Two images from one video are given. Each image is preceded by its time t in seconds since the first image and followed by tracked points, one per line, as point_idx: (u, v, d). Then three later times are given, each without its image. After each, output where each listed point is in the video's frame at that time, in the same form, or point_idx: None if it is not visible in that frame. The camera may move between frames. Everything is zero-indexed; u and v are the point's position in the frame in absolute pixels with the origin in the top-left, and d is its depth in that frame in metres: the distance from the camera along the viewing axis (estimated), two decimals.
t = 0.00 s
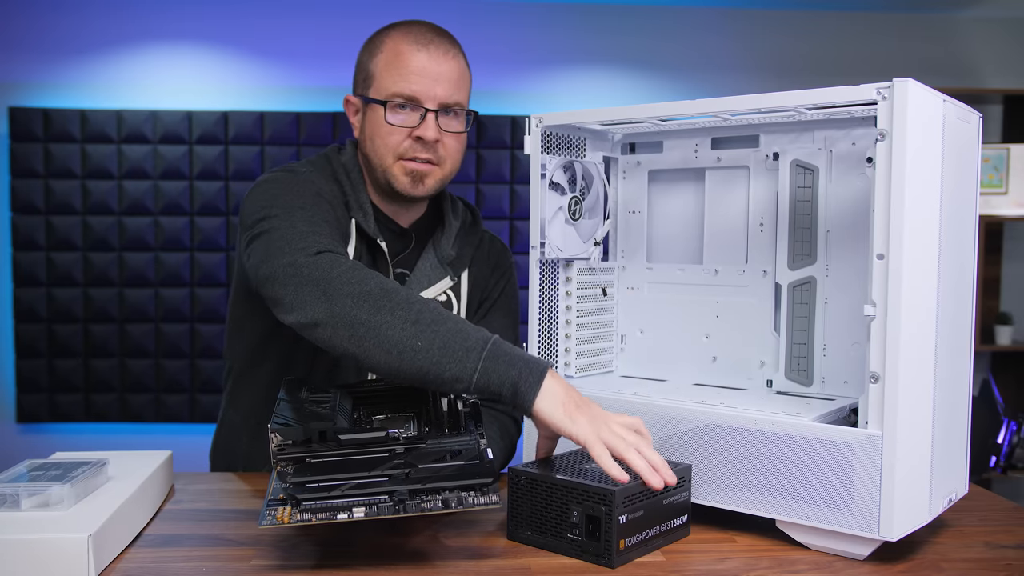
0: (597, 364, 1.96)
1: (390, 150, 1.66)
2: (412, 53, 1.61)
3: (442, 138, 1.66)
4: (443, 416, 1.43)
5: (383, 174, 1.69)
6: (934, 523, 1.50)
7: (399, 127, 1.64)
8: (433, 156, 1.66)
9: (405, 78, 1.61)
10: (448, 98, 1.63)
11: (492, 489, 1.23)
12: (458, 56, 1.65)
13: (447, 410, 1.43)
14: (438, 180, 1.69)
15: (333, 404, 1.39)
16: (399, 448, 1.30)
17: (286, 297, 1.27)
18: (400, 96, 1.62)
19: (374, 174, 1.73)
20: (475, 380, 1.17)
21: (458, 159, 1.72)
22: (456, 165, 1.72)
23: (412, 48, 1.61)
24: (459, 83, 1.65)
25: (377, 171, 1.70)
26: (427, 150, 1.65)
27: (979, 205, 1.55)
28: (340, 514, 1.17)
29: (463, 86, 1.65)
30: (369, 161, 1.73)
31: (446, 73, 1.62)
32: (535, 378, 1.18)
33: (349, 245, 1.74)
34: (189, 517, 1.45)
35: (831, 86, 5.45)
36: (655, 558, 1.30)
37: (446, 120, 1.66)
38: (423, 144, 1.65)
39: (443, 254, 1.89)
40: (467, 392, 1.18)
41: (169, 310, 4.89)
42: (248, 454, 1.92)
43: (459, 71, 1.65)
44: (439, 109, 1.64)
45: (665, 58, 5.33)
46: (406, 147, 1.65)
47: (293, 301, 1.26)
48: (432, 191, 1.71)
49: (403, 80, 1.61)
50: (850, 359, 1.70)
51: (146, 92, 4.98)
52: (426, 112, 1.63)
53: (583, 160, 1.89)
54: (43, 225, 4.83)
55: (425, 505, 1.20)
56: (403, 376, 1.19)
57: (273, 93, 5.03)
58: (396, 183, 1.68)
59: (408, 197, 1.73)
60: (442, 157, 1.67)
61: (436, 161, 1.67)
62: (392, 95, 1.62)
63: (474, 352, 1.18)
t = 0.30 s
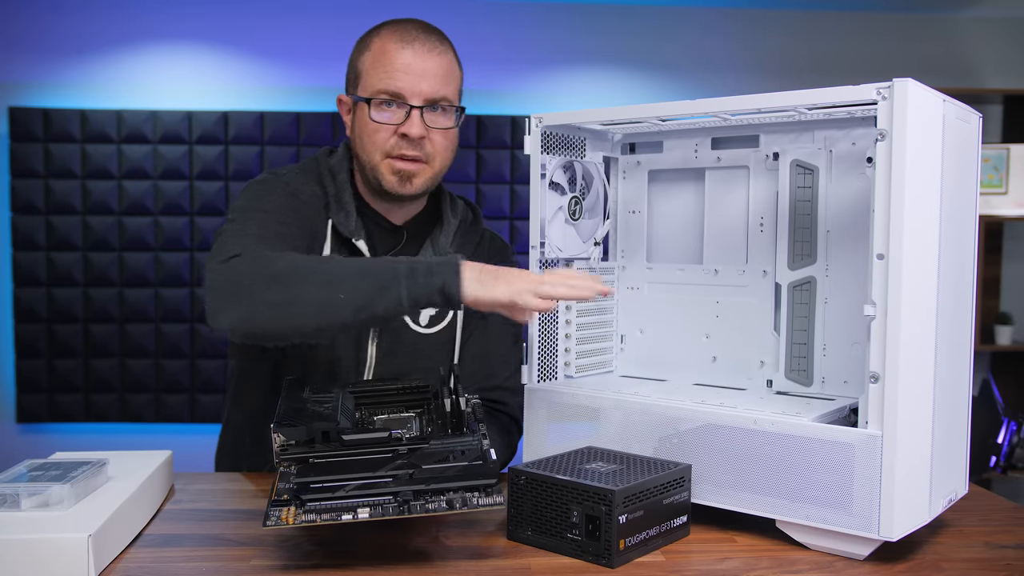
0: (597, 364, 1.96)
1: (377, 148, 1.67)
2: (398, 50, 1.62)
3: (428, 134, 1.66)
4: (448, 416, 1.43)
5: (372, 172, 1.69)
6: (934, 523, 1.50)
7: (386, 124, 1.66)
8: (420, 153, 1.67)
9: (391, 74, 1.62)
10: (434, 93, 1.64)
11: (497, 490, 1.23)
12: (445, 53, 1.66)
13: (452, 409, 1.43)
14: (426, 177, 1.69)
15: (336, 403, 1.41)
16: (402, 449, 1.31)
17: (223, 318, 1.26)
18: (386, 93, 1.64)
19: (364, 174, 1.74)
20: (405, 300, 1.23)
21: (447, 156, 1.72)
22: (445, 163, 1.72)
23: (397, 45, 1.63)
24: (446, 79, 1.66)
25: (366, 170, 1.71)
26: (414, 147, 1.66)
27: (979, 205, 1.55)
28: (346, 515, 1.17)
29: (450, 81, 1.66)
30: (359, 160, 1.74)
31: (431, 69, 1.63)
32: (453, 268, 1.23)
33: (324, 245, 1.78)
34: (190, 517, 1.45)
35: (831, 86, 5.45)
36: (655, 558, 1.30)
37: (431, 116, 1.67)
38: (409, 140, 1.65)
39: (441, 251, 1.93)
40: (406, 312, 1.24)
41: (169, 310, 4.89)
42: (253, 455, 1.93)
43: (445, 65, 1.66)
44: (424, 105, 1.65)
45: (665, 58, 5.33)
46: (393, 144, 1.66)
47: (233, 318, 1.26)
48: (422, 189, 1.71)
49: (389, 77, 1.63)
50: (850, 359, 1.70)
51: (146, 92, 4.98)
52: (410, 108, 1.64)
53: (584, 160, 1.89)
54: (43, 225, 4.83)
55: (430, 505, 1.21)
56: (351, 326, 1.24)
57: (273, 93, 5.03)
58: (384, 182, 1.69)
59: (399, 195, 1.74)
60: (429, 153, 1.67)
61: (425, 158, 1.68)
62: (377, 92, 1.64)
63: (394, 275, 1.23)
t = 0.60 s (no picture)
0: (597, 364, 1.96)
1: (350, 148, 1.79)
2: (364, 52, 1.76)
3: (398, 131, 1.78)
4: (452, 419, 1.43)
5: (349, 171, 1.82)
6: (934, 523, 1.50)
7: (356, 124, 1.78)
8: (393, 150, 1.79)
9: (357, 76, 1.76)
10: (399, 89, 1.77)
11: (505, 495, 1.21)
12: (409, 50, 1.79)
13: (456, 412, 1.43)
14: (400, 173, 1.82)
15: (339, 404, 1.42)
16: (407, 452, 1.32)
17: (146, 325, 1.46)
18: (355, 93, 1.77)
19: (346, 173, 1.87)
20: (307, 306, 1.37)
21: (421, 150, 1.84)
22: (420, 158, 1.84)
23: (364, 48, 1.76)
24: (411, 75, 1.78)
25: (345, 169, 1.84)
26: (385, 144, 1.78)
27: (979, 205, 1.55)
28: (352, 519, 1.16)
29: (415, 76, 1.79)
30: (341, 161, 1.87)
31: (395, 67, 1.76)
32: (350, 274, 1.35)
33: (305, 245, 1.95)
34: (190, 517, 1.45)
35: (832, 86, 5.45)
36: (655, 558, 1.30)
37: (399, 113, 1.79)
38: (379, 138, 1.78)
39: (437, 249, 1.97)
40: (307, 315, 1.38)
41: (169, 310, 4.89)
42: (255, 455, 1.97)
43: (409, 62, 1.78)
44: (390, 102, 1.77)
45: (665, 58, 5.33)
46: (365, 143, 1.78)
47: (155, 326, 1.46)
48: (399, 184, 1.84)
49: (355, 78, 1.76)
50: (850, 359, 1.70)
51: (146, 92, 4.98)
52: (379, 107, 1.77)
53: (584, 160, 1.89)
54: (43, 225, 4.83)
55: (437, 510, 1.18)
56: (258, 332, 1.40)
57: (273, 94, 5.04)
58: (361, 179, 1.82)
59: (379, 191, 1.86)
60: (400, 149, 1.80)
61: (397, 154, 1.80)
62: (346, 94, 1.77)
63: (295, 282, 1.38)
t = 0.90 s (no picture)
0: (597, 364, 1.96)
1: (333, 148, 1.81)
2: (339, 52, 1.78)
3: (377, 128, 1.80)
4: (451, 419, 1.43)
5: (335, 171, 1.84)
6: (934, 523, 1.50)
7: (336, 123, 1.79)
8: (374, 147, 1.80)
9: (333, 75, 1.78)
10: (375, 86, 1.79)
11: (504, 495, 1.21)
12: (384, 47, 1.81)
13: (456, 412, 1.43)
14: (384, 170, 1.82)
15: (339, 404, 1.42)
16: (406, 452, 1.32)
17: (148, 335, 1.51)
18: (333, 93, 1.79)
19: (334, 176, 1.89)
20: (302, 314, 1.41)
21: (404, 146, 1.84)
22: (404, 154, 1.85)
23: (339, 48, 1.79)
24: (386, 71, 1.81)
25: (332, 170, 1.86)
26: (365, 141, 1.79)
27: (979, 205, 1.55)
28: (352, 519, 1.16)
29: (390, 73, 1.81)
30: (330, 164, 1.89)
31: (370, 64, 1.79)
32: (343, 279, 1.38)
33: (301, 248, 1.94)
34: (190, 517, 1.45)
35: (832, 87, 5.45)
36: (656, 558, 1.30)
37: (378, 111, 1.81)
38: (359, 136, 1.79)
39: (434, 249, 1.96)
40: (302, 321, 1.41)
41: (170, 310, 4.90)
42: (257, 455, 1.98)
43: (383, 59, 1.80)
44: (368, 99, 1.79)
45: (665, 58, 5.33)
46: (346, 142, 1.79)
47: (156, 336, 1.50)
48: (384, 181, 1.84)
49: (332, 78, 1.78)
50: (850, 359, 1.70)
51: (146, 92, 4.98)
52: (356, 105, 1.78)
53: (583, 160, 1.89)
54: (43, 225, 4.83)
55: (437, 510, 1.18)
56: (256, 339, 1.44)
57: (272, 94, 5.03)
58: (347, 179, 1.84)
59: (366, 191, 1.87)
60: (382, 147, 1.81)
61: (380, 151, 1.81)
62: (325, 95, 1.80)
63: (290, 289, 1.42)
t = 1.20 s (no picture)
0: (597, 364, 1.96)
1: (338, 148, 1.81)
2: (345, 51, 1.78)
3: (383, 127, 1.80)
4: (452, 418, 1.43)
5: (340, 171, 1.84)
6: (934, 523, 1.50)
7: (342, 123, 1.79)
8: (379, 147, 1.80)
9: (338, 75, 1.78)
10: (381, 85, 1.79)
11: (504, 494, 1.21)
12: (390, 47, 1.81)
13: (456, 412, 1.43)
14: (389, 170, 1.83)
15: (339, 404, 1.42)
16: (407, 451, 1.32)
17: (158, 335, 1.48)
18: (339, 93, 1.79)
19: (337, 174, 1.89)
20: (314, 312, 1.39)
21: (409, 146, 1.85)
22: (407, 154, 1.85)
23: (343, 47, 1.78)
24: (392, 70, 1.80)
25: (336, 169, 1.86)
26: (371, 141, 1.79)
27: (979, 205, 1.55)
28: (352, 518, 1.16)
29: (397, 72, 1.81)
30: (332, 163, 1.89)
31: (376, 64, 1.79)
32: (354, 276, 1.37)
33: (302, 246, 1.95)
34: (190, 517, 1.45)
35: (832, 87, 5.45)
36: (656, 558, 1.30)
37: (384, 110, 1.81)
38: (365, 136, 1.79)
39: (434, 249, 1.96)
40: (315, 319, 1.40)
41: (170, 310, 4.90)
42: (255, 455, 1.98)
43: (389, 58, 1.80)
44: (374, 99, 1.79)
45: (665, 58, 5.33)
46: (352, 142, 1.80)
47: (166, 335, 1.48)
48: (388, 181, 1.85)
49: (337, 77, 1.78)
50: (850, 359, 1.70)
51: (146, 92, 4.98)
52: (362, 104, 1.78)
53: (583, 160, 1.89)
54: (43, 225, 4.83)
55: (436, 510, 1.18)
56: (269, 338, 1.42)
57: (272, 94, 5.03)
58: (351, 178, 1.84)
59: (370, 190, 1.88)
60: (387, 146, 1.81)
61: (385, 151, 1.81)
62: (330, 95, 1.79)
63: (300, 287, 1.40)
